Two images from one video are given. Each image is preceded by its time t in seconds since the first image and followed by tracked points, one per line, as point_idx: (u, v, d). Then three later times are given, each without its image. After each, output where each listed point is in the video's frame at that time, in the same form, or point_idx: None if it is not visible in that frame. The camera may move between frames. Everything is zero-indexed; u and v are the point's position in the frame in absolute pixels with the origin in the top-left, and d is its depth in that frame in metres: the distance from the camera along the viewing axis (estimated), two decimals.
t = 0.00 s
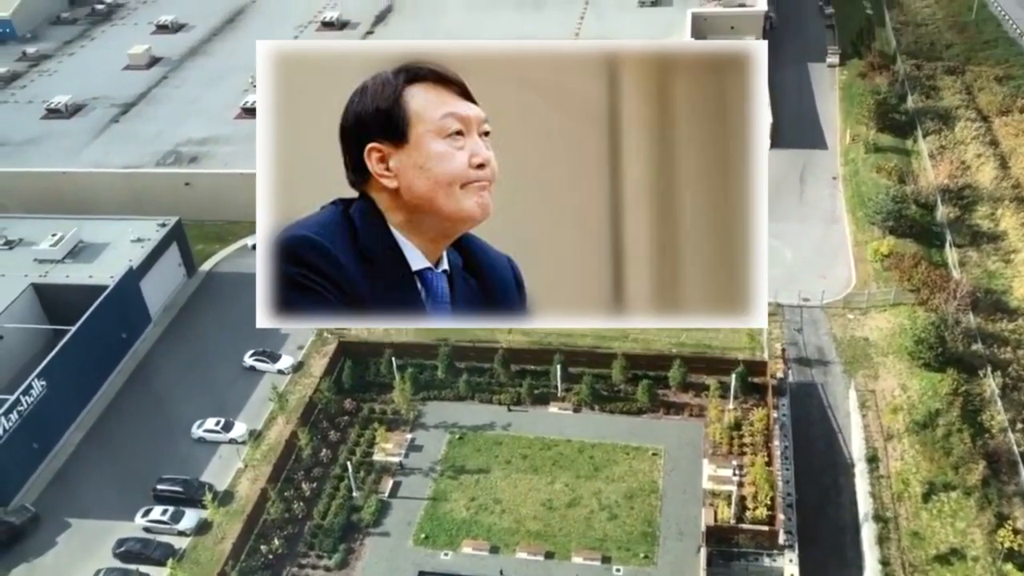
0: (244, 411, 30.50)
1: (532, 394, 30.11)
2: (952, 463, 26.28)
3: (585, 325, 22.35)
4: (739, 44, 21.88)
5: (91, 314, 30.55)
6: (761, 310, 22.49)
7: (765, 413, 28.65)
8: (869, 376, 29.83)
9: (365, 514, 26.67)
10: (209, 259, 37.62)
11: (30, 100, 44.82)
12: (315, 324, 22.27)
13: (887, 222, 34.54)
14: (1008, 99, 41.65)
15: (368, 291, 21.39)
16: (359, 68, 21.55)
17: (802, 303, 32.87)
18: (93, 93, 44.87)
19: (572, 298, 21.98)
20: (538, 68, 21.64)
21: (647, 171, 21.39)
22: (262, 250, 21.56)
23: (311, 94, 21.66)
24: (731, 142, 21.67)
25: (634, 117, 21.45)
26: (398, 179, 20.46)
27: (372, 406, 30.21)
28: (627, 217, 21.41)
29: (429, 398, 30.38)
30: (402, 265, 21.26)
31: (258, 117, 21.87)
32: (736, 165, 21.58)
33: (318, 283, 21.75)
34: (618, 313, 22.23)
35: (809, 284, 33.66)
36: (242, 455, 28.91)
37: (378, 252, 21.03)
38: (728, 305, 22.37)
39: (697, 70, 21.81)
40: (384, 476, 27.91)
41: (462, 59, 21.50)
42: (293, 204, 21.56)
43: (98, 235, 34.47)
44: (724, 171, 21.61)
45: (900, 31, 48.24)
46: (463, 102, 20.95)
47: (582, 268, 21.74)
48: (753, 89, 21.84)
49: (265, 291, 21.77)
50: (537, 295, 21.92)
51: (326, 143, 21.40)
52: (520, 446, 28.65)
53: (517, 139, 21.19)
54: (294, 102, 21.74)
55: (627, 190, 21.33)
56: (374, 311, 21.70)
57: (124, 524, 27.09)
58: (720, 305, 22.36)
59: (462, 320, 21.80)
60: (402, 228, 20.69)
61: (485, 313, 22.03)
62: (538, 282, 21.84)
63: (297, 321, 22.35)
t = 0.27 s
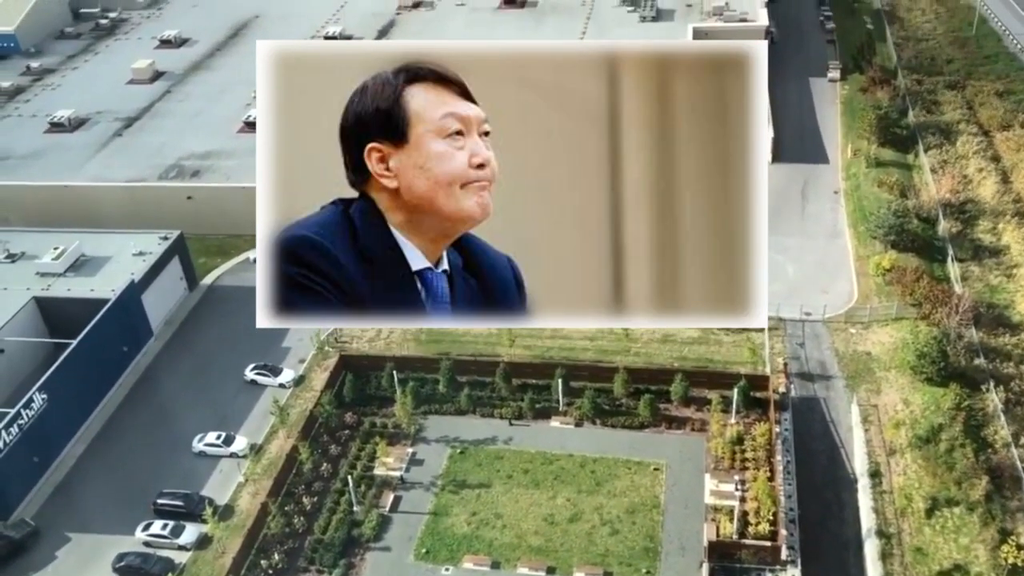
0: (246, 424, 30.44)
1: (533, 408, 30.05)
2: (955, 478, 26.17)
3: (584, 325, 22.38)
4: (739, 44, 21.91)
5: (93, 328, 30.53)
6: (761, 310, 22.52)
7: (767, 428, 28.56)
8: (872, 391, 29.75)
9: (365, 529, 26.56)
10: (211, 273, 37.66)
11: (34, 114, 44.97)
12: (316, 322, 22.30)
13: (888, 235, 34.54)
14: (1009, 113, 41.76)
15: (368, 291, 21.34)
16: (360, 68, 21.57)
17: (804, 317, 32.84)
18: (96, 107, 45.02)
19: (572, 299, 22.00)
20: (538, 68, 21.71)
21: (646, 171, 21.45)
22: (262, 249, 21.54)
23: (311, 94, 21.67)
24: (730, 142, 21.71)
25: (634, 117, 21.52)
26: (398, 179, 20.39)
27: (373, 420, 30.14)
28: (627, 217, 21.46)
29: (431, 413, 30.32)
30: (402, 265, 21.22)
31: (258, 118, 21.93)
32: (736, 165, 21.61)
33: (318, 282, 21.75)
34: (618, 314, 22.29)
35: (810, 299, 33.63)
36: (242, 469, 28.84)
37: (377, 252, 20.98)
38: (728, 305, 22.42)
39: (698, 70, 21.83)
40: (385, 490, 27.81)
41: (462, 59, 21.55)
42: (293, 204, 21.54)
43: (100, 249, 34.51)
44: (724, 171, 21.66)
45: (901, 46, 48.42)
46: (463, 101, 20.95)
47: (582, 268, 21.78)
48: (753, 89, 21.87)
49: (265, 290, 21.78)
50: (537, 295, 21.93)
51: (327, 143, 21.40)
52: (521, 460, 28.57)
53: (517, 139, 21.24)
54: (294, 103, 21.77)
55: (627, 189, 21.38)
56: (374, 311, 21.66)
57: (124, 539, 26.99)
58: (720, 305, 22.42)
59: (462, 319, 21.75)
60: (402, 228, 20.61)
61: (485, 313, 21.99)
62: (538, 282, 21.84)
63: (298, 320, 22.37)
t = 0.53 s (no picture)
0: (246, 433, 30.40)
1: (534, 417, 30.01)
2: (956, 488, 26.13)
3: (584, 325, 22.44)
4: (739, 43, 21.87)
5: (93, 336, 30.52)
6: (762, 310, 22.43)
7: (769, 437, 28.49)
8: (873, 400, 29.70)
9: (366, 538, 26.50)
10: (212, 281, 37.66)
11: (35, 123, 45.08)
12: (315, 323, 22.25)
13: (889, 244, 34.55)
14: (1009, 122, 41.84)
15: (368, 291, 21.41)
16: (360, 68, 21.70)
17: (805, 326, 32.84)
18: (98, 116, 45.12)
19: (572, 299, 22.09)
20: (538, 68, 21.80)
21: (646, 171, 21.51)
22: (262, 249, 21.62)
23: (311, 93, 21.79)
24: (730, 142, 21.68)
25: (634, 117, 21.57)
26: (398, 179, 20.61)
27: (373, 429, 30.09)
28: (627, 217, 21.53)
29: (431, 421, 30.29)
30: (402, 265, 21.33)
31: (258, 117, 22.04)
32: (736, 165, 21.60)
33: (318, 282, 21.78)
34: (618, 314, 22.32)
35: (811, 308, 33.64)
36: (242, 478, 28.79)
37: (378, 252, 21.10)
38: (728, 305, 22.34)
39: (698, 70, 21.83)
40: (385, 500, 27.74)
41: (462, 59, 21.67)
42: (293, 204, 21.70)
43: (101, 257, 34.54)
44: (724, 171, 21.64)
45: (901, 55, 48.55)
46: (463, 102, 21.17)
47: (582, 269, 21.87)
48: (753, 90, 21.85)
49: (265, 290, 21.77)
50: (537, 295, 22.07)
51: (327, 143, 21.57)
52: (522, 469, 28.51)
53: (517, 139, 21.38)
54: (294, 102, 21.90)
55: (627, 189, 21.45)
56: (374, 311, 21.70)
57: (124, 547, 26.93)
58: (720, 305, 22.35)
59: (462, 319, 21.86)
60: (402, 228, 20.80)
61: (485, 313, 22.10)
62: (538, 282, 21.98)
63: (297, 320, 22.30)
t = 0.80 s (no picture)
0: (246, 444, 30.34)
1: (534, 427, 29.96)
2: (958, 500, 26.05)
3: (584, 325, 22.54)
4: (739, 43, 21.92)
5: (93, 346, 30.50)
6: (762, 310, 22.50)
7: (770, 448, 28.42)
8: (875, 411, 29.64)
9: (366, 549, 26.42)
10: (213, 292, 37.67)
11: (37, 134, 45.19)
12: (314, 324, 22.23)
13: (890, 255, 34.55)
14: (1010, 134, 41.92)
15: (368, 291, 21.44)
16: (360, 68, 21.74)
17: (806, 337, 32.81)
18: (99, 127, 45.21)
19: (572, 299, 22.17)
20: (538, 68, 21.86)
21: (646, 171, 21.58)
22: (262, 249, 21.58)
23: (311, 93, 21.81)
24: (730, 142, 21.74)
25: (634, 117, 21.63)
26: (398, 179, 20.65)
27: (374, 440, 30.03)
28: (628, 217, 21.61)
29: (432, 432, 30.23)
30: (402, 265, 21.36)
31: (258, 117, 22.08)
32: (736, 165, 21.64)
33: (318, 282, 21.79)
34: (619, 313, 22.39)
35: (811, 318, 33.63)
36: (242, 489, 28.74)
37: (378, 252, 21.13)
38: (728, 305, 22.39)
39: (698, 70, 21.88)
40: (385, 511, 27.67)
41: (462, 59, 21.71)
42: (293, 204, 21.69)
43: (102, 267, 34.56)
44: (724, 171, 21.69)
45: (901, 67, 48.68)
46: (463, 101, 21.21)
47: (582, 269, 21.95)
48: (753, 89, 21.87)
49: (266, 291, 21.79)
50: (537, 295, 22.13)
51: (326, 143, 21.59)
52: (522, 480, 28.45)
53: (517, 139, 21.45)
54: (294, 102, 21.93)
55: (627, 189, 21.53)
56: (374, 311, 21.73)
57: (123, 558, 26.84)
58: (720, 305, 22.39)
59: (462, 319, 21.93)
60: (402, 228, 20.81)
61: (485, 313, 22.14)
62: (538, 282, 22.05)
63: (297, 320, 22.26)
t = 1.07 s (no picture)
0: (247, 455, 30.30)
1: (535, 439, 29.90)
2: (961, 512, 25.97)
3: (585, 324, 23.08)
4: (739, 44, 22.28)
5: (95, 356, 30.58)
6: (761, 309, 23.20)
7: (771, 460, 28.35)
8: (876, 422, 29.58)
9: (366, 561, 26.33)
10: (214, 302, 37.69)
11: (40, 144, 45.32)
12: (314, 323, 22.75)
13: (891, 266, 34.54)
14: (1010, 145, 41.99)
15: (368, 291, 21.75)
16: (360, 68, 22.02)
17: (807, 348, 32.78)
18: (102, 137, 45.33)
19: (572, 299, 22.57)
20: (538, 68, 22.05)
21: (646, 172, 21.87)
22: (262, 249, 21.90)
23: (311, 93, 22.10)
24: (730, 142, 22.13)
25: (634, 117, 21.88)
26: (398, 179, 20.82)
27: (375, 451, 29.98)
28: (628, 217, 21.93)
29: (433, 443, 30.17)
30: (402, 265, 21.65)
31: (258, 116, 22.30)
32: (736, 165, 22.08)
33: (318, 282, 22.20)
34: (618, 313, 22.94)
35: (813, 329, 33.62)
36: (243, 500, 28.69)
37: (378, 252, 21.36)
38: (728, 305, 23.08)
39: (697, 71, 22.22)
40: (386, 522, 27.60)
41: (462, 59, 21.93)
42: (293, 204, 21.94)
43: (104, 278, 34.60)
44: (724, 171, 22.10)
45: (902, 78, 48.81)
46: (463, 102, 21.36)
47: (582, 268, 22.33)
48: (752, 89, 22.31)
49: (266, 291, 22.27)
50: (537, 295, 22.52)
51: (326, 143, 21.81)
52: (524, 492, 28.37)
53: (517, 139, 21.65)
54: (294, 102, 22.20)
55: (627, 189, 21.82)
56: (374, 311, 22.12)
57: (123, 570, 26.76)
58: (720, 305, 23.07)
59: (462, 319, 22.25)
60: (402, 228, 20.99)
61: (485, 313, 22.53)
62: (538, 282, 22.40)
63: (297, 320, 22.83)
